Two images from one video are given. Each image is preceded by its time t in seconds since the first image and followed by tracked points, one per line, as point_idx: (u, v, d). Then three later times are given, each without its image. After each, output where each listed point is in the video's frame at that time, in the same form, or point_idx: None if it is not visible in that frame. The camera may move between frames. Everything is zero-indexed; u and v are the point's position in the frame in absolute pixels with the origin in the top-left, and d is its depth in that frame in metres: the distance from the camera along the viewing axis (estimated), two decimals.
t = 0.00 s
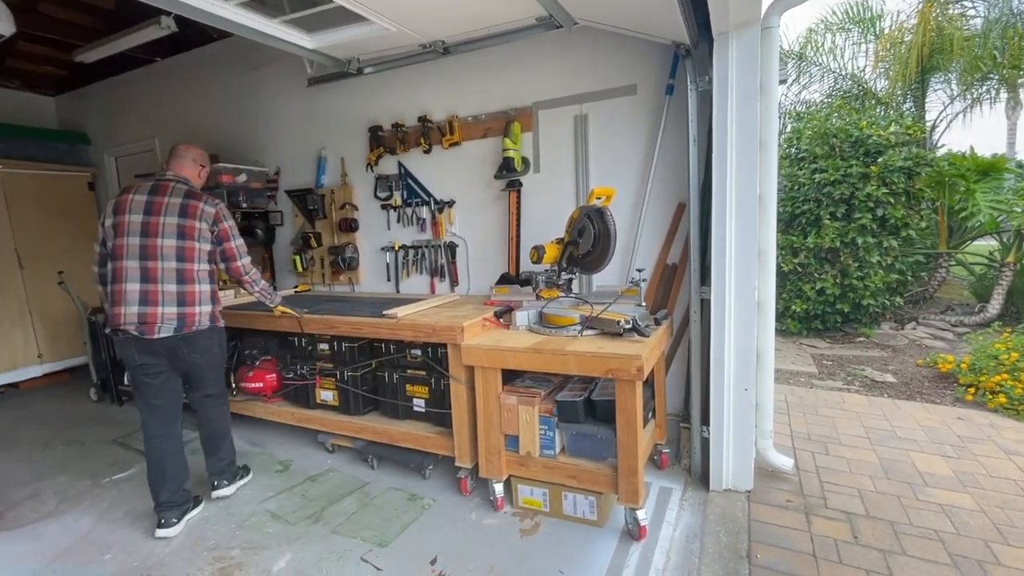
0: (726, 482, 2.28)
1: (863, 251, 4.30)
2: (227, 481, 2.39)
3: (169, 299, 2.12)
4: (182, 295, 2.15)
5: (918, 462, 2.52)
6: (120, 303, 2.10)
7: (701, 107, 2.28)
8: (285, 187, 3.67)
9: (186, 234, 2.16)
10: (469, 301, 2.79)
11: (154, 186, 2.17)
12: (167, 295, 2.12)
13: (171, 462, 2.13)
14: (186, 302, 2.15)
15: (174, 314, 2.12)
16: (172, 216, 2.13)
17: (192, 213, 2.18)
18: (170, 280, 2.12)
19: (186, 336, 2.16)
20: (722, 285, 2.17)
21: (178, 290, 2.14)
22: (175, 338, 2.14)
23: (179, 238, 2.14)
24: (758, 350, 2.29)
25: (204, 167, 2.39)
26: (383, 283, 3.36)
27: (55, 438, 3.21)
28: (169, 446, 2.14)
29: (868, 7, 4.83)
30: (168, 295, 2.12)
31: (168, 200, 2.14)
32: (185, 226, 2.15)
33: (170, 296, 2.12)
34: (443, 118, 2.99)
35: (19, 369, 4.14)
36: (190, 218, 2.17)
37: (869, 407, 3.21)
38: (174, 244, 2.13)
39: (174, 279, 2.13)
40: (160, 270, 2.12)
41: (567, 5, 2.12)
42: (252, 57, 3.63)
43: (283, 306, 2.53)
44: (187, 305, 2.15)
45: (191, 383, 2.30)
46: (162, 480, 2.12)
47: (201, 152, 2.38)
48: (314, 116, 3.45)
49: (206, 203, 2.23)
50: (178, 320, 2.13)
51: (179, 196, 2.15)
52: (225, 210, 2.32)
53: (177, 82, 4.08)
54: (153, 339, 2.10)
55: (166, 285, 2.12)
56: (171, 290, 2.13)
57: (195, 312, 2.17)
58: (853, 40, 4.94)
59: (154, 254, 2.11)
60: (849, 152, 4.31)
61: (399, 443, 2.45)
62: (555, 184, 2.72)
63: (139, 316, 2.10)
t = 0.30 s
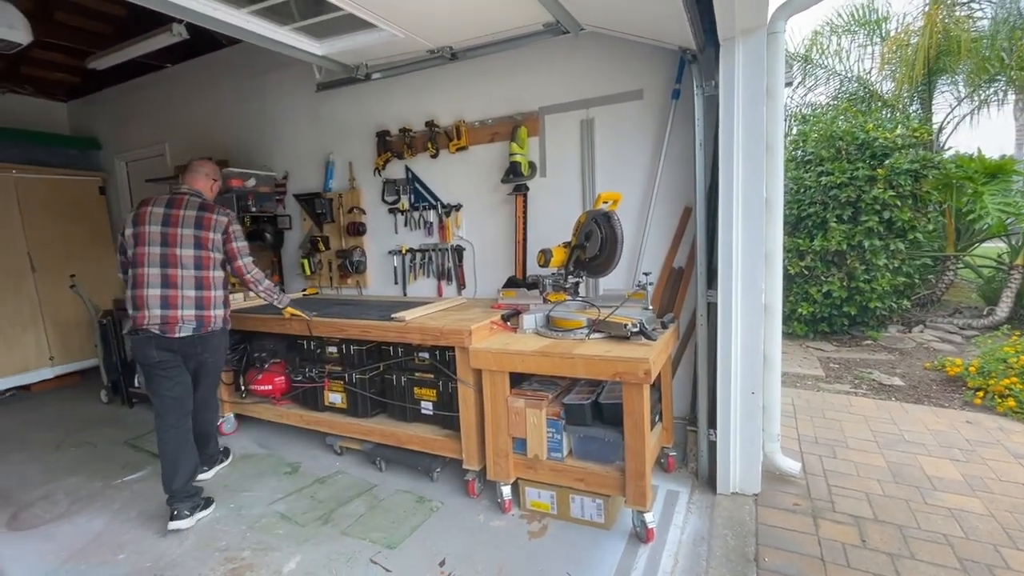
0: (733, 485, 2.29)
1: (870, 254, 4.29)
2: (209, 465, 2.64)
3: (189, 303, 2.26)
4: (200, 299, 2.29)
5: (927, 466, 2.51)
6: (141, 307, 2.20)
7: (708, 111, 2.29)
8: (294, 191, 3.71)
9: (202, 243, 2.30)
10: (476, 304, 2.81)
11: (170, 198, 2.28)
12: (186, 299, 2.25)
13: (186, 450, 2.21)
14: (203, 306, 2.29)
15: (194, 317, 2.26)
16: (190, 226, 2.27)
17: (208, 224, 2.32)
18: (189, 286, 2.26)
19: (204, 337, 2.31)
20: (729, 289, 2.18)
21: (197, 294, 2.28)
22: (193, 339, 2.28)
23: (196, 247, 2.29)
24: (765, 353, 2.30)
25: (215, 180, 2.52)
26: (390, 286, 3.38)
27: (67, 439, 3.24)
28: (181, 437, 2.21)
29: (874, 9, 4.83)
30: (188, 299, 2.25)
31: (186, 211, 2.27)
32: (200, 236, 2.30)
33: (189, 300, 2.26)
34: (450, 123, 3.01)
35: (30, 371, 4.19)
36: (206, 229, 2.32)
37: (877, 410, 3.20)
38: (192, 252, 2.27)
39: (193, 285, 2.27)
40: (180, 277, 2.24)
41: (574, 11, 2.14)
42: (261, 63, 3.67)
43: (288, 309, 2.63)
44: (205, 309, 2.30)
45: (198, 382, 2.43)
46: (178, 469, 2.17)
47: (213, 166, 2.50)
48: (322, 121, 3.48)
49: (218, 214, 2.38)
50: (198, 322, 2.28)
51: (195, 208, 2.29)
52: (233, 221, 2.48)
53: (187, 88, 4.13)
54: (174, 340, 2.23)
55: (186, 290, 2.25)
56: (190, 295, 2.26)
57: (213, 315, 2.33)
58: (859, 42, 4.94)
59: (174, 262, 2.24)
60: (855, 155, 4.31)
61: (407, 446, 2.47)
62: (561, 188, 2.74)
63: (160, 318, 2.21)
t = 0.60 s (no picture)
0: (744, 488, 2.29)
1: (877, 256, 4.30)
2: (221, 468, 2.65)
3: (197, 301, 2.49)
4: (208, 297, 2.52)
5: (938, 469, 2.52)
6: (158, 302, 2.47)
7: (718, 115, 2.30)
8: (302, 195, 3.73)
9: (211, 245, 2.51)
10: (486, 307, 2.82)
11: (186, 202, 2.53)
12: (195, 296, 2.48)
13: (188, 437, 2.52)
14: (211, 303, 2.51)
15: (201, 314, 2.49)
16: (200, 229, 2.49)
17: (216, 227, 2.52)
18: (198, 285, 2.49)
19: (210, 332, 2.53)
20: (740, 292, 2.19)
21: (205, 292, 2.50)
22: (201, 334, 2.52)
23: (205, 248, 2.50)
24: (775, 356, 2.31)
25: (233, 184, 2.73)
26: (399, 289, 3.40)
27: (79, 442, 3.27)
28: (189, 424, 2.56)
29: (879, 11, 4.84)
30: (196, 297, 2.49)
31: (198, 215, 2.50)
32: (210, 238, 2.51)
33: (198, 298, 2.49)
34: (460, 128, 3.03)
35: (40, 374, 4.22)
36: (214, 231, 2.52)
37: (886, 413, 3.20)
38: (201, 253, 2.50)
39: (202, 284, 2.50)
40: (190, 275, 2.48)
41: (585, 17, 2.16)
42: (271, 68, 3.70)
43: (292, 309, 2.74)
44: (211, 306, 2.51)
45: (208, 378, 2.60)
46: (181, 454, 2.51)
47: (232, 171, 2.71)
48: (331, 126, 3.51)
49: (227, 217, 2.56)
50: (205, 318, 2.50)
51: (206, 212, 2.51)
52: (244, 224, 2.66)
53: (197, 93, 4.16)
54: (184, 334, 2.49)
55: (195, 289, 2.49)
56: (199, 293, 2.50)
57: (219, 313, 2.53)
58: (864, 44, 4.94)
59: (186, 261, 2.48)
60: (862, 157, 4.32)
61: (418, 448, 2.48)
62: (571, 192, 2.75)
63: (172, 313, 2.46)
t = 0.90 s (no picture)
0: (757, 486, 2.31)
1: (883, 257, 4.32)
2: (237, 467, 2.68)
3: (208, 301, 2.59)
4: (219, 297, 2.59)
5: (948, 468, 2.53)
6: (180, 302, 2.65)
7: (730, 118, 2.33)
8: (314, 197, 3.77)
9: (218, 247, 2.58)
10: (498, 308, 2.85)
11: (200, 206, 2.65)
12: (207, 297, 2.58)
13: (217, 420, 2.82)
14: (220, 303, 2.59)
15: (212, 314, 2.59)
16: (209, 232, 2.58)
17: (221, 229, 2.58)
18: (209, 285, 2.59)
19: (222, 332, 2.61)
20: (752, 292, 2.21)
21: (215, 292, 2.59)
22: (213, 332, 2.62)
23: (213, 249, 2.58)
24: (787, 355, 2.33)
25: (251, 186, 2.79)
26: (410, 291, 3.43)
27: (95, 442, 3.30)
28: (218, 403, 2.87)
29: (884, 14, 4.87)
30: (207, 297, 2.59)
31: (208, 218, 2.59)
32: (218, 239, 2.58)
33: (209, 299, 2.59)
34: (471, 131, 3.07)
35: (53, 376, 4.25)
36: (220, 233, 2.58)
37: (895, 413, 3.22)
38: (209, 255, 2.58)
39: (212, 285, 2.59)
40: (202, 277, 2.59)
41: (598, 22, 2.19)
42: (283, 73, 3.74)
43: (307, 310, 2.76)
44: (221, 306, 2.59)
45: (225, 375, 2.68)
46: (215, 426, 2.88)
47: (248, 173, 2.77)
48: (343, 129, 3.54)
49: (233, 218, 2.60)
50: (216, 318, 2.59)
51: (214, 215, 2.59)
52: (254, 224, 2.67)
53: (208, 97, 4.21)
54: (200, 332, 2.63)
55: (206, 289, 2.59)
56: (210, 293, 2.59)
57: (228, 313, 2.60)
58: (868, 47, 4.97)
59: (198, 263, 2.59)
60: (868, 158, 4.34)
61: (433, 448, 2.51)
62: (582, 194, 2.78)
63: (190, 312, 2.61)
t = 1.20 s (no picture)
0: (764, 484, 2.34)
1: (886, 258, 4.35)
2: (247, 467, 2.70)
3: (214, 302, 2.63)
4: (225, 299, 2.62)
5: (953, 466, 2.56)
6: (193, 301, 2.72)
7: (737, 121, 2.36)
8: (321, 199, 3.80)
9: (226, 251, 2.61)
10: (506, 308, 2.88)
11: (215, 209, 2.69)
12: (214, 298, 2.63)
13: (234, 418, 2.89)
14: (225, 306, 2.62)
15: (218, 315, 2.62)
16: (218, 236, 2.62)
17: (228, 234, 2.61)
18: (216, 287, 2.63)
19: (228, 333, 2.65)
20: (759, 292, 2.24)
21: (221, 294, 2.62)
22: (219, 333, 2.66)
23: (221, 253, 2.62)
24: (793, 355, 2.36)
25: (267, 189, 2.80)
26: (417, 292, 3.46)
27: (104, 442, 3.32)
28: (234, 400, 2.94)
29: (884, 17, 4.91)
30: (213, 299, 2.63)
31: (218, 222, 2.63)
32: (225, 244, 2.61)
33: (215, 300, 2.63)
34: (479, 134, 3.09)
35: (60, 377, 4.27)
36: (227, 238, 2.61)
37: (898, 412, 3.25)
38: (217, 258, 2.62)
39: (218, 287, 2.63)
40: (210, 278, 2.64)
41: (607, 26, 2.22)
42: (290, 76, 3.77)
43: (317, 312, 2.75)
44: (225, 309, 2.62)
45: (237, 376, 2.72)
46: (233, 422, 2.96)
47: (266, 178, 2.80)
48: (350, 131, 3.57)
49: (240, 224, 2.61)
50: (221, 319, 2.63)
51: (224, 219, 2.62)
52: (262, 230, 2.66)
53: (215, 99, 4.24)
54: (207, 332, 2.68)
55: (213, 291, 2.63)
56: (217, 295, 2.62)
57: (233, 315, 2.62)
58: (869, 49, 5.01)
59: (208, 265, 2.64)
60: (870, 160, 4.38)
61: (443, 447, 2.53)
62: (589, 196, 2.81)
63: (199, 312, 2.67)
